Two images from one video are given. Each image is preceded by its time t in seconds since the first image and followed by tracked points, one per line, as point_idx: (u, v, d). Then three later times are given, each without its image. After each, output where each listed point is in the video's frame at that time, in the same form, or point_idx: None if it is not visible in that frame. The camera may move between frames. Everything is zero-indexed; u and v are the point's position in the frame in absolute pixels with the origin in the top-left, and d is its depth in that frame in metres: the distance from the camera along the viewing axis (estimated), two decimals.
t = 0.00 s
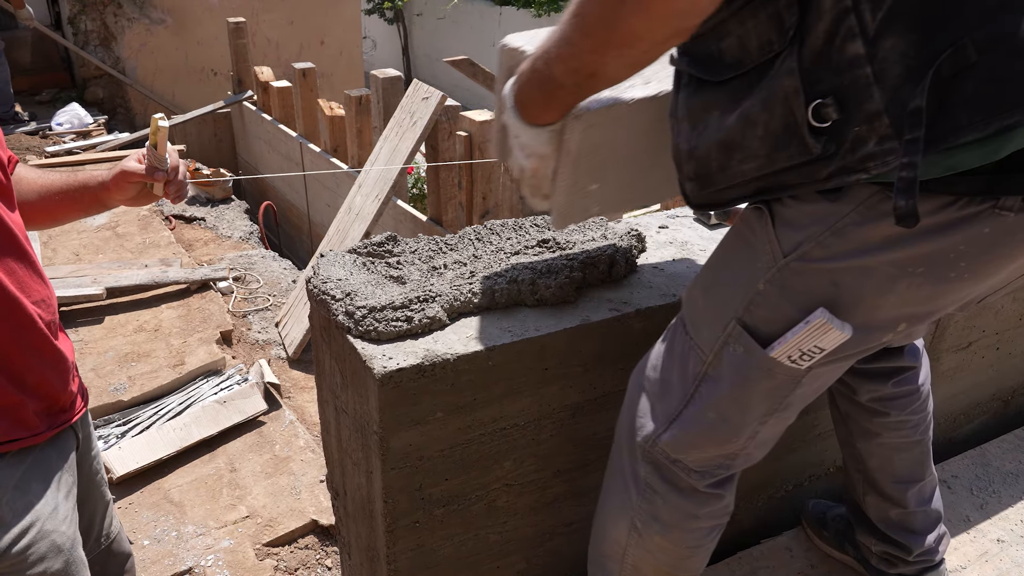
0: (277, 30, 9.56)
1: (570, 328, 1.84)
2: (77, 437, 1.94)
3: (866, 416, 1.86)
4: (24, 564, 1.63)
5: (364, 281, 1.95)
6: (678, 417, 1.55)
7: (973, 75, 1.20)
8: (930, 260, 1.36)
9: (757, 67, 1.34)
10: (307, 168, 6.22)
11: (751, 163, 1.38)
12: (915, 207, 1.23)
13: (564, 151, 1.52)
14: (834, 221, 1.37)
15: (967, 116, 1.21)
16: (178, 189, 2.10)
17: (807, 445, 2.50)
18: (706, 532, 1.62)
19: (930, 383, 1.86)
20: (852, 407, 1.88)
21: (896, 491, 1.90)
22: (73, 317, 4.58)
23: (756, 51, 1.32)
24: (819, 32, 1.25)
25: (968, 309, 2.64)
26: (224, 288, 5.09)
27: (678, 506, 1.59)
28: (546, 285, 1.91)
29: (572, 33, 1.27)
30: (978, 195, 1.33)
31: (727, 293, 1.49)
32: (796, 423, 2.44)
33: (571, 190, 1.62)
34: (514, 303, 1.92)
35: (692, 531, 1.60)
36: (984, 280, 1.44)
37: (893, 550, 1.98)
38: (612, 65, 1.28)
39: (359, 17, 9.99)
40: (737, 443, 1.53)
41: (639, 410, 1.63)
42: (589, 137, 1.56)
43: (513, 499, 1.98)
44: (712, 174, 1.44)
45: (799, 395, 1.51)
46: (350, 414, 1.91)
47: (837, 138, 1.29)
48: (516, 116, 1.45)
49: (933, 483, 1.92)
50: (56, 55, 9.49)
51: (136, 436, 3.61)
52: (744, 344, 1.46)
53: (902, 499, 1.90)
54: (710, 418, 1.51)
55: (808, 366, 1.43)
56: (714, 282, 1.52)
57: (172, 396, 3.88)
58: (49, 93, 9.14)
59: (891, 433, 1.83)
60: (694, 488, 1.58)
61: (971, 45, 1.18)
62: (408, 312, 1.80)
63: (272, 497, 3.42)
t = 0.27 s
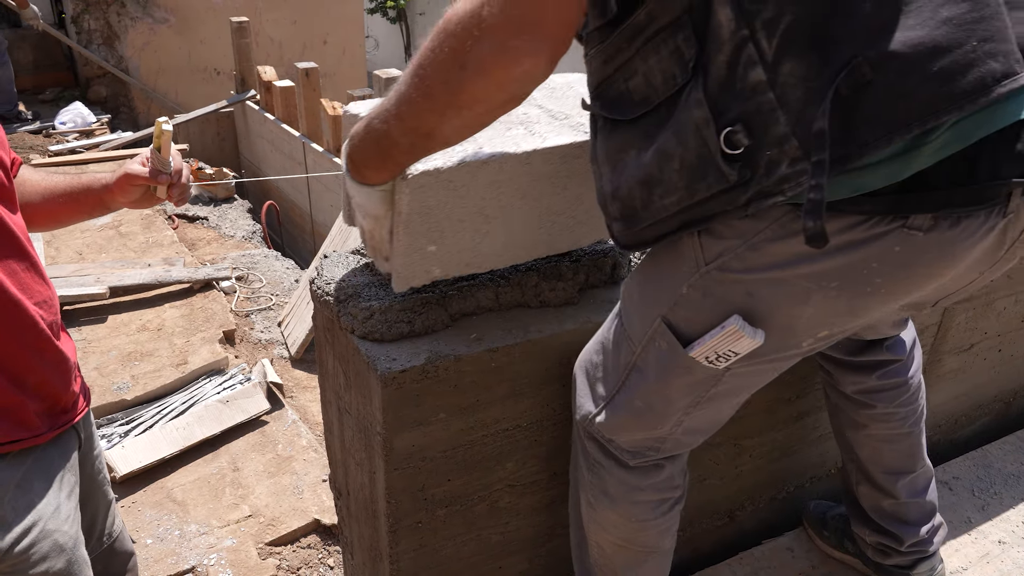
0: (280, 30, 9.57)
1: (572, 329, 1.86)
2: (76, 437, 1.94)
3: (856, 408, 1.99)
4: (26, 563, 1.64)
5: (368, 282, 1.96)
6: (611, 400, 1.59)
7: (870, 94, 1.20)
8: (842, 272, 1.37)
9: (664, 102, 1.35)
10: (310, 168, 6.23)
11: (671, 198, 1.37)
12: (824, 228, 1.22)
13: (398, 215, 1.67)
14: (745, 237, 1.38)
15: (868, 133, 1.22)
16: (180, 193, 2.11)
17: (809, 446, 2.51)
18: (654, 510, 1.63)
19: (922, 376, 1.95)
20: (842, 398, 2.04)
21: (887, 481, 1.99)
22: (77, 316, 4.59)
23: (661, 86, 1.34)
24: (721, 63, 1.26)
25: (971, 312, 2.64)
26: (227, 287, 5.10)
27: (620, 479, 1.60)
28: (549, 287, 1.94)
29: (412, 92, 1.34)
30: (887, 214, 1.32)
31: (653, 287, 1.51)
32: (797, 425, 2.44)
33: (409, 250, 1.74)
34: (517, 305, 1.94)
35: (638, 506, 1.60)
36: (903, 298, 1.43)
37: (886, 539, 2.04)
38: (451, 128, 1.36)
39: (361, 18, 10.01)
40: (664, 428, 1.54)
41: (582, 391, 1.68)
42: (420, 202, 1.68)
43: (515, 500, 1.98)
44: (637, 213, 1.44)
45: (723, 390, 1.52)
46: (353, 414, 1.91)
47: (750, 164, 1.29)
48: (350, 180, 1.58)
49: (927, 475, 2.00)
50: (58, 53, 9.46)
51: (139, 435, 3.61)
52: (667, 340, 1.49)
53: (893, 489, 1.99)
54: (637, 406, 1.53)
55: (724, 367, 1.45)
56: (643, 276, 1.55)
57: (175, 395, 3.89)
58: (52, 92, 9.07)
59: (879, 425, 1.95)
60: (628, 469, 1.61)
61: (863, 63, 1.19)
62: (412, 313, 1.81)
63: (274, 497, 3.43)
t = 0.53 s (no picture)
0: (284, 32, 9.60)
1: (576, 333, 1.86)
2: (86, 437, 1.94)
3: (854, 408, 2.01)
4: (34, 564, 1.64)
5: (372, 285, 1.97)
6: (589, 395, 1.65)
7: (799, 72, 1.28)
8: (799, 254, 1.44)
9: (603, 106, 1.48)
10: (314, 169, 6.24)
11: (623, 198, 1.46)
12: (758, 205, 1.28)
13: (358, 234, 1.71)
14: (707, 225, 1.43)
15: (803, 111, 1.29)
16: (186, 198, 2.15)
17: (813, 449, 2.51)
18: (636, 502, 1.68)
19: (920, 374, 1.96)
20: (840, 398, 2.05)
21: (888, 480, 2.00)
22: (81, 317, 4.60)
23: (596, 91, 1.47)
24: (654, 61, 1.37)
25: (975, 314, 2.64)
26: (230, 289, 5.11)
27: (602, 473, 1.67)
28: (552, 290, 1.94)
29: (349, 110, 1.43)
30: (836, 189, 1.38)
31: (625, 286, 1.58)
32: (801, 428, 2.44)
33: (374, 270, 1.76)
34: (520, 307, 1.95)
35: (620, 499, 1.67)
36: (857, 276, 1.51)
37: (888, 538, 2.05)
38: (387, 141, 1.44)
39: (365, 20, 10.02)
40: (639, 421, 1.60)
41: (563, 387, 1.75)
42: (380, 220, 1.71)
43: (519, 502, 1.99)
44: (592, 221, 1.54)
45: (696, 379, 1.59)
46: (357, 416, 1.92)
47: (695, 155, 1.37)
48: (310, 203, 1.65)
49: (929, 474, 2.01)
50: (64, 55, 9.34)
51: (143, 437, 3.62)
52: (638, 335, 1.55)
53: (895, 489, 1.99)
54: (612, 398, 1.60)
55: (694, 356, 1.52)
56: (615, 275, 1.61)
57: (179, 397, 3.90)
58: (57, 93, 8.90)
59: (878, 425, 1.96)
60: (607, 461, 1.67)
61: (790, 44, 1.27)
62: (416, 317, 1.82)
63: (278, 499, 3.43)
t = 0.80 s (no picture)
0: (291, 39, 9.65)
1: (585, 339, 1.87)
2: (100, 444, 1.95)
3: (860, 414, 2.00)
4: (48, 569, 1.66)
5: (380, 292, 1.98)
6: (594, 399, 1.66)
7: (776, 66, 1.33)
8: (794, 245, 1.46)
9: (584, 112, 1.53)
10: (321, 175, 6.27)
11: (610, 202, 1.50)
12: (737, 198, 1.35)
13: (354, 240, 1.72)
14: (701, 222, 1.46)
15: (783, 104, 1.34)
16: (196, 207, 2.13)
17: (821, 455, 2.50)
18: (642, 509, 1.68)
19: (927, 380, 1.95)
20: (847, 404, 2.05)
21: (896, 487, 2.00)
22: (89, 323, 4.61)
23: (576, 98, 1.52)
24: (634, 64, 1.42)
25: (984, 321, 2.63)
26: (238, 295, 5.13)
27: (608, 478, 1.68)
28: (560, 297, 1.95)
29: (342, 120, 1.44)
30: (825, 178, 1.41)
31: (625, 289, 1.60)
32: (809, 435, 2.44)
33: (370, 276, 1.76)
34: (528, 314, 1.95)
35: (628, 504, 1.67)
36: (853, 266, 1.53)
37: (897, 544, 2.04)
38: (378, 151, 1.46)
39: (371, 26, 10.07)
40: (643, 424, 1.61)
41: (569, 392, 1.76)
42: (376, 226, 1.71)
43: (527, 509, 1.99)
44: (578, 227, 1.57)
45: (698, 379, 1.59)
46: (365, 423, 1.92)
47: (679, 153, 1.41)
48: (309, 209, 1.67)
49: (937, 480, 2.00)
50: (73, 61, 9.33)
51: (151, 442, 3.62)
52: (639, 337, 1.56)
53: (904, 496, 1.99)
54: (615, 401, 1.61)
55: (696, 355, 1.53)
56: (615, 279, 1.63)
57: (187, 403, 3.91)
58: (66, 101, 8.84)
59: (885, 431, 1.96)
60: (612, 466, 1.68)
61: (766, 40, 1.32)
62: (425, 324, 1.82)
63: (285, 505, 3.44)
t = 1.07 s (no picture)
0: (298, 45, 9.70)
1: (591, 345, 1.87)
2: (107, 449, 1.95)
3: (867, 419, 2.00)
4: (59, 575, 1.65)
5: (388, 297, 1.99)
6: (599, 403, 1.67)
7: (769, 65, 1.33)
8: (792, 242, 1.46)
9: (580, 116, 1.54)
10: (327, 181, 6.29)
11: (608, 205, 1.51)
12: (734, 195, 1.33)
13: (355, 244, 1.73)
14: (700, 222, 1.46)
15: (776, 102, 1.34)
16: (205, 213, 2.15)
17: (828, 461, 2.50)
18: (650, 514, 1.68)
19: (934, 386, 1.95)
20: (853, 409, 2.04)
21: (902, 493, 1.99)
22: (96, 327, 4.63)
23: (573, 103, 1.53)
24: (629, 67, 1.43)
25: (991, 327, 2.63)
26: (244, 299, 5.14)
27: (615, 483, 1.68)
28: (567, 302, 1.96)
29: (339, 124, 1.45)
30: (821, 174, 1.41)
31: (628, 292, 1.61)
32: (816, 441, 2.43)
33: (372, 281, 1.77)
34: (534, 320, 1.96)
35: (635, 510, 1.67)
36: (852, 262, 1.52)
37: (904, 549, 2.04)
38: (377, 154, 1.47)
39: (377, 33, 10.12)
40: (648, 427, 1.61)
41: (575, 396, 1.76)
42: (377, 230, 1.72)
43: (534, 515, 1.99)
44: (577, 230, 1.59)
45: (702, 381, 1.59)
46: (372, 427, 1.93)
47: (674, 154, 1.41)
48: (311, 212, 1.69)
49: (945, 486, 1.99)
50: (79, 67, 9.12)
51: (158, 447, 3.63)
52: (642, 339, 1.56)
53: (911, 502, 1.98)
54: (621, 404, 1.61)
55: (699, 356, 1.53)
56: (619, 282, 1.64)
57: (193, 407, 3.92)
58: (73, 106, 8.77)
59: (892, 436, 1.95)
60: (618, 471, 1.68)
61: (757, 39, 1.33)
62: (432, 329, 1.83)
63: (291, 509, 3.44)
